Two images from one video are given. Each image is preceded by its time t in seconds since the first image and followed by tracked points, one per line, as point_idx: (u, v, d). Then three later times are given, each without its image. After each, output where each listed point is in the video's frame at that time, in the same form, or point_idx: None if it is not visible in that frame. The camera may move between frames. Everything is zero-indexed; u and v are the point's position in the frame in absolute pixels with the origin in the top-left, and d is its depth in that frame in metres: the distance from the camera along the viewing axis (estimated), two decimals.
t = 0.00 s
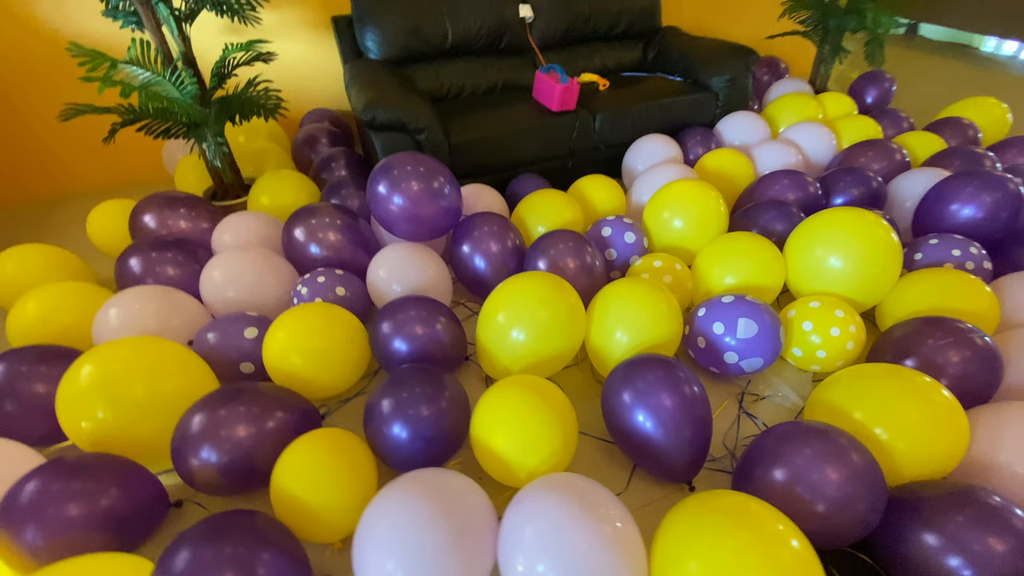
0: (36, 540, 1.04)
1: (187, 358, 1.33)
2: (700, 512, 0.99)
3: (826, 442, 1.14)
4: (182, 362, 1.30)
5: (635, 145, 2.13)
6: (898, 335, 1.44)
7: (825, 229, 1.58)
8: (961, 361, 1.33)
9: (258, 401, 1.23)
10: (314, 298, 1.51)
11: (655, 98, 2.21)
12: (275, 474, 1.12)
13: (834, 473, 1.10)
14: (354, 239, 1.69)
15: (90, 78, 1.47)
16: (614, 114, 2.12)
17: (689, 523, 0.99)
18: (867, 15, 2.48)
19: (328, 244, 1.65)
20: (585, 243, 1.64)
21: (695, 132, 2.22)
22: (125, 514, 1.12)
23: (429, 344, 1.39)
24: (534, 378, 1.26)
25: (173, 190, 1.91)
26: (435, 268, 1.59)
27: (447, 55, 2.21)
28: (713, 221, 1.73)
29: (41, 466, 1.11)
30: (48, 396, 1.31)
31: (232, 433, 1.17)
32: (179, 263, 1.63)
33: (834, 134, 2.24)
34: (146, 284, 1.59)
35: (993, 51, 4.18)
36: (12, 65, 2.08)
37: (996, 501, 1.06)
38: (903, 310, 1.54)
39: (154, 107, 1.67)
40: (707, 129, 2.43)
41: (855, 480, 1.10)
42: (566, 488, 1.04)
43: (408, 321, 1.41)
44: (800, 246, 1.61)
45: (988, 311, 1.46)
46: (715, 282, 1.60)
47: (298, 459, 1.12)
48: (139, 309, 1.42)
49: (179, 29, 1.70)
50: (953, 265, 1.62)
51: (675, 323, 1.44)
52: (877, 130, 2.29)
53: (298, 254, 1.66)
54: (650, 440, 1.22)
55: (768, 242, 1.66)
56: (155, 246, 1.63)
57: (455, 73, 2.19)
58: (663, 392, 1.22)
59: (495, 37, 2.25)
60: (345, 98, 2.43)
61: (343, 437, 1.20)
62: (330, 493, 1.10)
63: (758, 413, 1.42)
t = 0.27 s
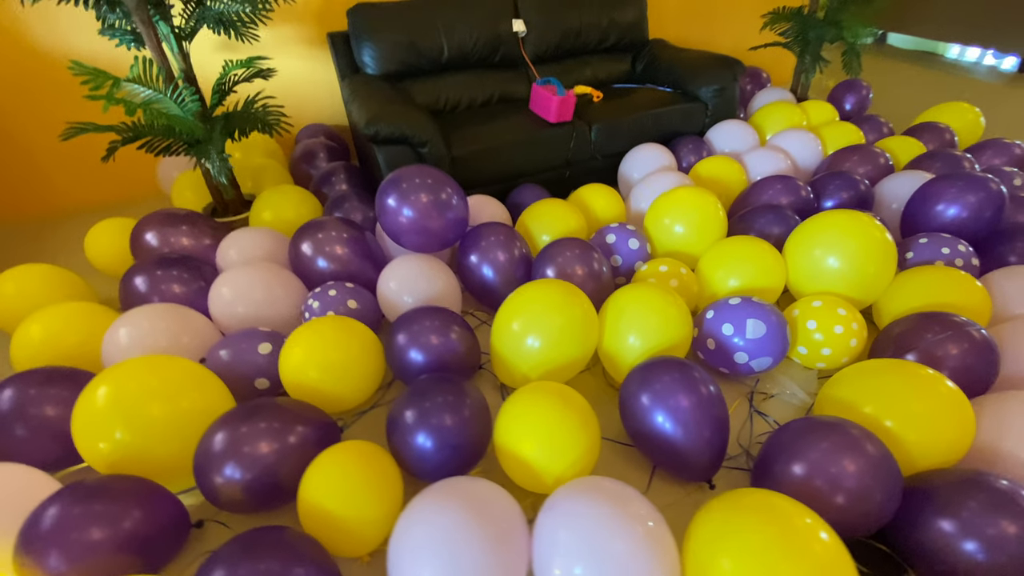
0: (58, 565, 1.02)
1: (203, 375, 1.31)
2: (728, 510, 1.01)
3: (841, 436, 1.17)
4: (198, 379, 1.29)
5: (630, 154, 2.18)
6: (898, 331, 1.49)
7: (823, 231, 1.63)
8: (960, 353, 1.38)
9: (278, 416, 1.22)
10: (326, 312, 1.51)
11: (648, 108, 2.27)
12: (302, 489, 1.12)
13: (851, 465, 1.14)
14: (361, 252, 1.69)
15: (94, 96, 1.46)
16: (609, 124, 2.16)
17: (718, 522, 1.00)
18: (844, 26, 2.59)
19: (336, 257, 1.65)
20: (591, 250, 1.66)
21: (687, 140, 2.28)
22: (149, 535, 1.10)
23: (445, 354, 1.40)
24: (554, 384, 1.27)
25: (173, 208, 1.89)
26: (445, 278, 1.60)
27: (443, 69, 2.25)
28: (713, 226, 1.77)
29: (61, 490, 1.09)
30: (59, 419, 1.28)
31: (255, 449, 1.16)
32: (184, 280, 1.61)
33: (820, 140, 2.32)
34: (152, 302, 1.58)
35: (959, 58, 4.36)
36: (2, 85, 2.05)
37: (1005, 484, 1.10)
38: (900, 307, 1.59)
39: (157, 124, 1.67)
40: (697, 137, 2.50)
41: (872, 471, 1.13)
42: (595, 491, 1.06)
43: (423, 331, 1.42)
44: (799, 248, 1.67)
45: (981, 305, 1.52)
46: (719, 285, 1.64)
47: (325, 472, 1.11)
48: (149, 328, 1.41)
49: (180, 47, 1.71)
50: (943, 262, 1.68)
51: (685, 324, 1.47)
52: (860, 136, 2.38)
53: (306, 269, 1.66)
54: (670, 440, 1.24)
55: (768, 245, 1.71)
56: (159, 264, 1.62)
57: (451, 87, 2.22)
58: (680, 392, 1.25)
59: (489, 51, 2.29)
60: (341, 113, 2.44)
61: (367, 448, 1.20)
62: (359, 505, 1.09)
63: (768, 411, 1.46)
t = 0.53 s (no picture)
0: None
1: (224, 391, 1.30)
2: (756, 506, 1.04)
3: (853, 428, 1.21)
4: (218, 395, 1.28)
5: (626, 163, 2.23)
6: (896, 326, 1.55)
7: (820, 233, 1.69)
8: (957, 346, 1.44)
9: (302, 428, 1.22)
10: (340, 325, 1.52)
11: (641, 119, 2.33)
12: (331, 501, 1.13)
13: (864, 455, 1.18)
14: (370, 264, 1.70)
15: (103, 114, 1.46)
16: (605, 135, 2.22)
17: (747, 518, 1.03)
18: (823, 37, 2.70)
19: (345, 270, 1.66)
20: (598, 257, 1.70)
21: (680, 148, 2.34)
22: (177, 554, 1.09)
23: (462, 362, 1.42)
24: (575, 389, 1.30)
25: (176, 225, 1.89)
26: (456, 288, 1.62)
27: (441, 83, 2.28)
28: (713, 232, 1.82)
29: (86, 512, 1.08)
30: (74, 440, 1.26)
31: (281, 463, 1.16)
32: (193, 297, 1.60)
33: (806, 146, 2.40)
34: (161, 320, 1.57)
35: (926, 66, 4.55)
36: None
37: (1009, 469, 1.14)
38: (895, 304, 1.65)
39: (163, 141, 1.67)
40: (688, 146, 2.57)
41: (885, 461, 1.17)
42: (625, 493, 1.07)
43: (440, 340, 1.43)
44: (797, 250, 1.72)
45: (972, 300, 1.59)
46: (722, 288, 1.69)
47: (355, 483, 1.12)
48: (163, 346, 1.40)
49: (184, 64, 1.72)
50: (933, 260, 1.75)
51: (695, 327, 1.50)
52: (843, 142, 2.47)
53: (316, 282, 1.67)
54: (689, 439, 1.27)
55: (767, 248, 1.76)
56: (167, 281, 1.61)
57: (449, 100, 2.25)
58: (697, 392, 1.28)
59: (485, 65, 2.33)
60: (337, 128, 2.45)
61: (395, 459, 1.20)
62: (391, 515, 1.10)
63: (777, 409, 1.50)
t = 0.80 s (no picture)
0: None
1: (242, 407, 1.30)
2: (775, 505, 1.08)
3: (859, 425, 1.26)
4: (237, 412, 1.28)
5: (621, 174, 2.28)
6: (891, 326, 1.61)
7: (814, 238, 1.75)
8: (950, 343, 1.49)
9: (324, 442, 1.23)
10: (352, 339, 1.53)
11: (634, 130, 2.39)
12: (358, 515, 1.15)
13: (871, 450, 1.22)
14: (377, 278, 1.72)
15: (110, 134, 1.46)
16: (600, 146, 2.27)
17: (768, 517, 1.07)
18: (803, 50, 2.80)
19: (354, 284, 1.67)
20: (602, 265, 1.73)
21: (672, 158, 2.40)
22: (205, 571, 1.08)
23: (476, 372, 1.44)
24: (591, 396, 1.32)
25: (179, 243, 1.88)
26: (465, 299, 1.64)
27: (438, 98, 2.32)
28: (711, 240, 1.88)
29: (110, 534, 1.07)
30: (90, 462, 1.24)
31: (306, 478, 1.17)
32: (202, 314, 1.60)
33: (793, 154, 2.48)
34: (171, 338, 1.56)
35: (897, 75, 4.73)
36: None
37: (1005, 458, 1.19)
38: (888, 305, 1.72)
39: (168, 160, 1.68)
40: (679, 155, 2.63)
41: (892, 455, 1.21)
42: (649, 495, 1.10)
43: (454, 351, 1.46)
44: (793, 255, 1.79)
45: (961, 298, 1.66)
46: (723, 293, 1.73)
47: (381, 495, 1.13)
48: (176, 364, 1.40)
49: (187, 82, 1.73)
50: (921, 262, 1.83)
51: (701, 331, 1.54)
52: (827, 150, 2.55)
53: (325, 297, 1.68)
54: (703, 441, 1.31)
55: (764, 254, 1.81)
56: (176, 300, 1.60)
57: (447, 115, 2.29)
58: (708, 394, 1.32)
59: (481, 80, 2.38)
60: (335, 143, 2.47)
61: (418, 469, 1.21)
62: (418, 525, 1.11)
63: (782, 409, 1.55)
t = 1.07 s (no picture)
0: None
1: (261, 419, 1.30)
2: (794, 499, 1.10)
3: (867, 420, 1.30)
4: (257, 424, 1.28)
5: (618, 182, 2.33)
6: (888, 324, 1.66)
7: (811, 241, 1.81)
8: (945, 339, 1.55)
9: (346, 451, 1.23)
10: (365, 349, 1.54)
11: (629, 140, 2.45)
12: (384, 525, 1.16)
13: (880, 442, 1.26)
14: (386, 288, 1.73)
15: (120, 150, 1.47)
16: (597, 156, 2.32)
17: (787, 510, 1.09)
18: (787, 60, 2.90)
19: (363, 295, 1.68)
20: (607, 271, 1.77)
21: (667, 166, 2.46)
22: None
23: (491, 379, 1.45)
24: (607, 399, 1.35)
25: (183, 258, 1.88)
26: (475, 307, 1.66)
27: (437, 110, 2.35)
28: (710, 245, 1.92)
29: (136, 549, 1.06)
30: (108, 479, 1.23)
31: (331, 487, 1.17)
32: (212, 328, 1.60)
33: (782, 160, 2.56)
34: (182, 353, 1.56)
35: (872, 82, 4.90)
36: None
37: (1005, 447, 1.23)
38: (884, 303, 1.77)
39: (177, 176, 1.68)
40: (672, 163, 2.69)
41: (900, 448, 1.25)
42: (671, 494, 1.12)
43: (468, 358, 1.47)
44: (791, 258, 1.84)
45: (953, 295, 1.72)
46: (724, 296, 1.78)
47: (408, 502, 1.15)
48: (191, 378, 1.39)
49: (191, 98, 1.74)
50: (911, 262, 1.89)
51: (708, 333, 1.58)
52: (815, 156, 2.63)
53: (335, 309, 1.69)
54: (716, 439, 1.34)
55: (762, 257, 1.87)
56: (185, 314, 1.60)
57: (446, 127, 2.32)
58: (720, 394, 1.35)
59: (478, 92, 2.41)
60: (333, 156, 2.48)
61: (442, 476, 1.22)
62: (445, 530, 1.12)
63: (787, 407, 1.59)
